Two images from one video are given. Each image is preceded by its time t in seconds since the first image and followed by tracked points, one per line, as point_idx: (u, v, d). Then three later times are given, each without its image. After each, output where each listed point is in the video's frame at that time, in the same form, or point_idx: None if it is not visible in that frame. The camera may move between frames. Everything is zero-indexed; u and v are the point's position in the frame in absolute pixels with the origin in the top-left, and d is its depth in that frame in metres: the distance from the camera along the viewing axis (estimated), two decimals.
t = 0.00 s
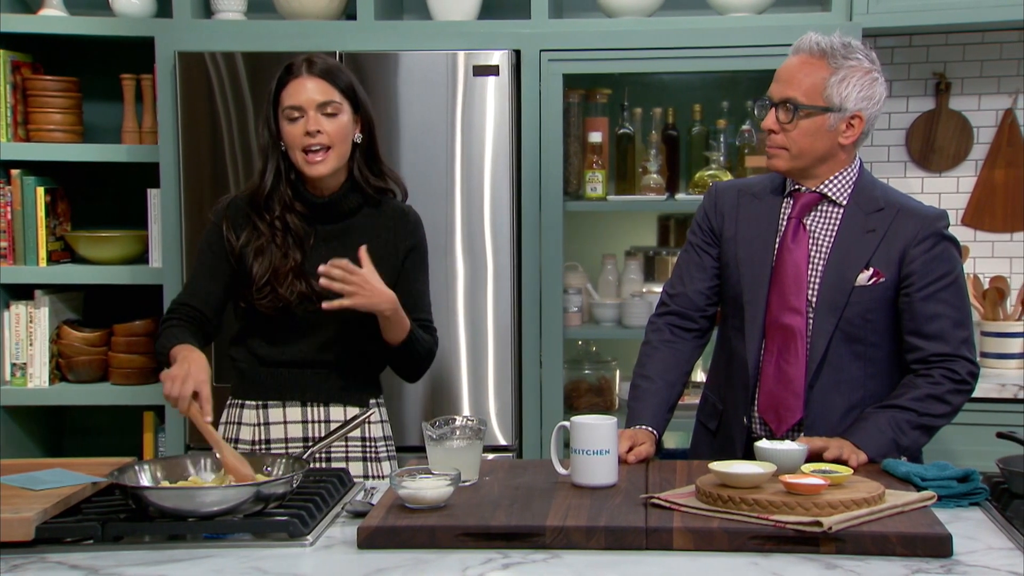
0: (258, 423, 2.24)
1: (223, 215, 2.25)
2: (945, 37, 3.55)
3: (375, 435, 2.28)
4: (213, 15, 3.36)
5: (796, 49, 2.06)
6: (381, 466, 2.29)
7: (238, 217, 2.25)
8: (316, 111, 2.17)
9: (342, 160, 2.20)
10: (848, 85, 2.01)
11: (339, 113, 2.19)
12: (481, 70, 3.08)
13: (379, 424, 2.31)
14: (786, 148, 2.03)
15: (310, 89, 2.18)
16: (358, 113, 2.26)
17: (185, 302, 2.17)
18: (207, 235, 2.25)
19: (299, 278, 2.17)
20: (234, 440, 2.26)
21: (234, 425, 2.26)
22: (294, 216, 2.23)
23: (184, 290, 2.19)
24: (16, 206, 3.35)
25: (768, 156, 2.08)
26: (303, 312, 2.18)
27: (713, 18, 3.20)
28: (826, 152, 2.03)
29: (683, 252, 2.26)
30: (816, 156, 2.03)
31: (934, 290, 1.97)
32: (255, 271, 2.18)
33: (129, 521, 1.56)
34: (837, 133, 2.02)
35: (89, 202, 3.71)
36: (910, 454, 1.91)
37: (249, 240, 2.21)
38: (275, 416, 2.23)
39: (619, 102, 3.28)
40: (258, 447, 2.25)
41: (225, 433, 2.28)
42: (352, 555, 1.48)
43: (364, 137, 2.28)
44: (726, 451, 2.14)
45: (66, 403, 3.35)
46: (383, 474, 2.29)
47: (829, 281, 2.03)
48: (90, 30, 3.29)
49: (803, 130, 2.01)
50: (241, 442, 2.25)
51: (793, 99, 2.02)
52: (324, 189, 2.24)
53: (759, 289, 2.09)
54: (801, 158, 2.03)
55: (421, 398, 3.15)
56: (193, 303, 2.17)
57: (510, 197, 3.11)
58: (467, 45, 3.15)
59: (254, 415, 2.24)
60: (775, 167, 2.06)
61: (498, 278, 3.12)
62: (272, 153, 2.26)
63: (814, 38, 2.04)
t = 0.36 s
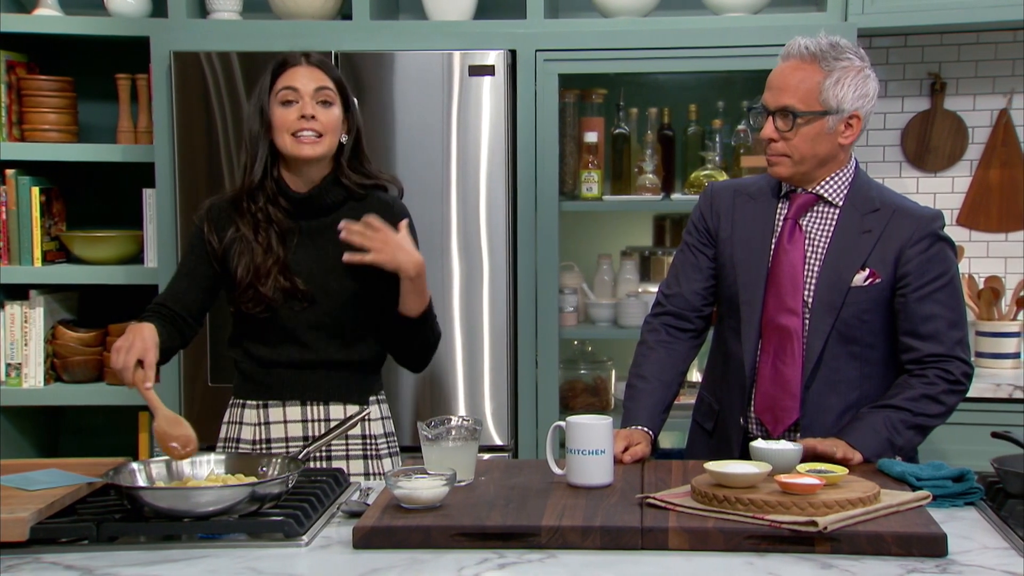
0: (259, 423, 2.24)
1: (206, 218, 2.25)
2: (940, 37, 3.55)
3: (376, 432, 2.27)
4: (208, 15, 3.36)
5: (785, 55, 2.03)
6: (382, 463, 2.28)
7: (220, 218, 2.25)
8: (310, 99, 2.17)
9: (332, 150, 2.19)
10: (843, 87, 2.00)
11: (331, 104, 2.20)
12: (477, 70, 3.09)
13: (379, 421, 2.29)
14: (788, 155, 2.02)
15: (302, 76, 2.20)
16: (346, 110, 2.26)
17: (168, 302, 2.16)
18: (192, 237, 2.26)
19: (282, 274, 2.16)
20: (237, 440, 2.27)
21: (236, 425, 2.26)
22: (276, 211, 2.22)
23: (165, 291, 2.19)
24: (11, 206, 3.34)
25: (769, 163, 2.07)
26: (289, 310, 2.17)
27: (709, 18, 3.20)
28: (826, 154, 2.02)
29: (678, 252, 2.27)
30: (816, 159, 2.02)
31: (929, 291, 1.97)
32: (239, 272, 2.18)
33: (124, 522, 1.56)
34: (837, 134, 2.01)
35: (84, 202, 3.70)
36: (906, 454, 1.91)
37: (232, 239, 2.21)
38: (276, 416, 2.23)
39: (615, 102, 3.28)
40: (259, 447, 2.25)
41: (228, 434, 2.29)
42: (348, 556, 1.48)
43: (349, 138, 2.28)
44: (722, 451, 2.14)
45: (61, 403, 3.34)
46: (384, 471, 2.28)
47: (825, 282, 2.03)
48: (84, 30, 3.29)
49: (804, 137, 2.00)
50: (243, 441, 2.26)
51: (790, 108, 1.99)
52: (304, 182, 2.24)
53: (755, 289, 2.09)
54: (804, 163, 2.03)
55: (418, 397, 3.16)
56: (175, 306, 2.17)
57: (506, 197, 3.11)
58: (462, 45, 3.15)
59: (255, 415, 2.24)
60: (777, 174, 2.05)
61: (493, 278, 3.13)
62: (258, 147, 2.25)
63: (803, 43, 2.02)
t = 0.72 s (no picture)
0: (259, 423, 2.23)
1: (200, 224, 2.26)
2: (936, 37, 3.56)
3: (376, 431, 2.27)
4: (204, 15, 3.35)
5: (792, 49, 2.05)
6: (382, 461, 2.27)
7: (214, 224, 2.25)
8: (312, 97, 2.20)
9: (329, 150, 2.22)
10: (846, 85, 2.01)
11: (331, 103, 2.23)
12: (473, 70, 3.09)
13: (380, 419, 2.29)
14: (786, 150, 2.02)
15: (300, 75, 2.20)
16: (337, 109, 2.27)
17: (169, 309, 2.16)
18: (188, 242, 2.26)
19: (275, 271, 2.16)
20: (237, 441, 2.27)
21: (236, 425, 2.26)
22: (267, 209, 2.20)
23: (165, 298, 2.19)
24: (7, 206, 3.34)
25: (766, 157, 2.06)
26: (285, 308, 2.17)
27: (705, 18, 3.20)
28: (824, 152, 2.03)
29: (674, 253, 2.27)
30: (814, 156, 2.02)
31: (924, 290, 1.97)
32: (234, 274, 2.18)
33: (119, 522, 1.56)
34: (836, 132, 2.02)
35: (80, 202, 3.70)
36: (901, 454, 1.92)
37: (227, 242, 2.21)
38: (276, 416, 2.23)
39: (611, 102, 3.28)
40: (259, 447, 2.24)
41: (229, 435, 2.29)
42: (344, 556, 1.48)
43: (338, 139, 2.28)
44: (719, 451, 2.14)
45: (56, 403, 3.34)
46: (383, 470, 2.27)
47: (820, 282, 2.03)
48: (80, 30, 3.28)
49: (805, 132, 2.00)
50: (243, 442, 2.25)
51: (794, 99, 2.01)
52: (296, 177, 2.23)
53: (751, 289, 2.09)
54: (801, 159, 2.03)
55: (416, 396, 3.15)
56: (175, 313, 2.16)
57: (502, 196, 3.11)
58: (459, 45, 3.15)
59: (255, 415, 2.24)
60: (774, 169, 2.04)
61: (490, 278, 3.13)
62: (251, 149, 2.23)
63: (810, 38, 2.04)
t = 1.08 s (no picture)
0: (255, 423, 2.24)
1: (201, 223, 2.24)
2: (933, 37, 3.56)
3: (373, 430, 2.27)
4: (201, 15, 3.35)
5: (794, 57, 1.96)
6: (379, 461, 2.27)
7: (215, 224, 2.23)
8: (306, 116, 2.12)
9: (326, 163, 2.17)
10: (854, 93, 1.98)
11: (328, 117, 2.15)
12: (471, 70, 3.09)
13: (377, 420, 2.29)
14: (801, 163, 1.97)
15: (296, 93, 2.12)
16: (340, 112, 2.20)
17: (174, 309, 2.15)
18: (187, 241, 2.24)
19: (276, 275, 2.15)
20: (235, 441, 2.26)
21: (234, 426, 2.26)
22: (270, 214, 2.19)
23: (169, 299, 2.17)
24: (4, 205, 3.33)
25: (774, 168, 2.01)
26: (285, 309, 2.17)
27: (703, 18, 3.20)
28: (833, 160, 2.01)
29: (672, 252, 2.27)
30: (825, 165, 2.00)
31: (922, 289, 1.97)
32: (234, 274, 2.17)
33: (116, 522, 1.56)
34: (844, 139, 2.00)
35: (77, 202, 3.70)
36: (898, 454, 1.92)
37: (227, 243, 2.20)
38: (272, 416, 2.23)
39: (609, 103, 3.28)
40: (256, 447, 2.25)
41: (226, 435, 2.29)
42: (342, 556, 1.48)
43: (344, 135, 2.22)
44: (716, 451, 2.15)
45: (54, 404, 3.34)
46: (381, 470, 2.27)
47: (819, 282, 2.03)
48: (78, 30, 3.28)
49: (821, 146, 1.95)
50: (240, 441, 2.25)
51: (810, 115, 1.93)
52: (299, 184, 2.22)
53: (748, 290, 2.09)
54: (813, 169, 1.99)
55: (414, 394, 3.15)
56: (178, 312, 2.15)
57: (500, 197, 3.11)
58: (456, 45, 3.15)
59: (252, 415, 2.24)
60: (786, 181, 2.00)
61: (488, 277, 3.13)
62: (251, 158, 2.20)
63: (815, 47, 1.95)
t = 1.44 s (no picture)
0: (253, 423, 2.23)
1: (201, 223, 2.24)
2: (932, 37, 3.56)
3: (372, 431, 2.27)
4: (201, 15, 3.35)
5: (796, 53, 1.96)
6: (377, 462, 2.27)
7: (216, 224, 2.23)
8: (303, 124, 2.11)
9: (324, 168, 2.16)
10: (856, 88, 1.98)
11: (325, 124, 2.14)
12: (470, 70, 3.09)
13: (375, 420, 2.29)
14: (811, 159, 1.96)
15: (294, 101, 2.11)
16: (338, 115, 2.20)
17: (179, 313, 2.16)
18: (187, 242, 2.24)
19: (279, 278, 2.15)
20: (231, 442, 2.25)
21: (231, 426, 2.25)
22: (271, 218, 2.19)
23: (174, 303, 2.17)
24: (3, 205, 3.33)
25: (782, 165, 1.99)
26: (286, 311, 2.17)
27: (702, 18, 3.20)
28: (839, 155, 2.01)
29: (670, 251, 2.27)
30: (832, 161, 1.99)
31: (921, 288, 1.97)
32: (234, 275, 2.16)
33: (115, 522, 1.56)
34: (848, 135, 2.00)
35: (76, 202, 3.70)
36: (897, 454, 1.92)
37: (228, 243, 2.20)
38: (271, 416, 2.22)
39: (608, 103, 3.28)
40: (253, 448, 2.23)
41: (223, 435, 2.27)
42: (341, 555, 1.48)
43: (343, 138, 2.23)
44: (715, 451, 2.15)
45: (53, 404, 3.34)
46: (379, 470, 2.27)
47: (818, 282, 2.03)
48: (77, 30, 3.28)
49: (830, 140, 1.95)
50: (237, 442, 2.24)
51: (819, 109, 1.93)
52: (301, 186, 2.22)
53: (747, 290, 2.09)
54: (821, 165, 1.98)
55: (413, 394, 3.15)
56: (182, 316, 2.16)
57: (499, 197, 3.11)
58: (455, 45, 3.15)
59: (250, 415, 2.23)
60: (796, 177, 1.98)
61: (487, 277, 3.13)
62: (249, 161, 2.21)
63: (817, 43, 1.96)
